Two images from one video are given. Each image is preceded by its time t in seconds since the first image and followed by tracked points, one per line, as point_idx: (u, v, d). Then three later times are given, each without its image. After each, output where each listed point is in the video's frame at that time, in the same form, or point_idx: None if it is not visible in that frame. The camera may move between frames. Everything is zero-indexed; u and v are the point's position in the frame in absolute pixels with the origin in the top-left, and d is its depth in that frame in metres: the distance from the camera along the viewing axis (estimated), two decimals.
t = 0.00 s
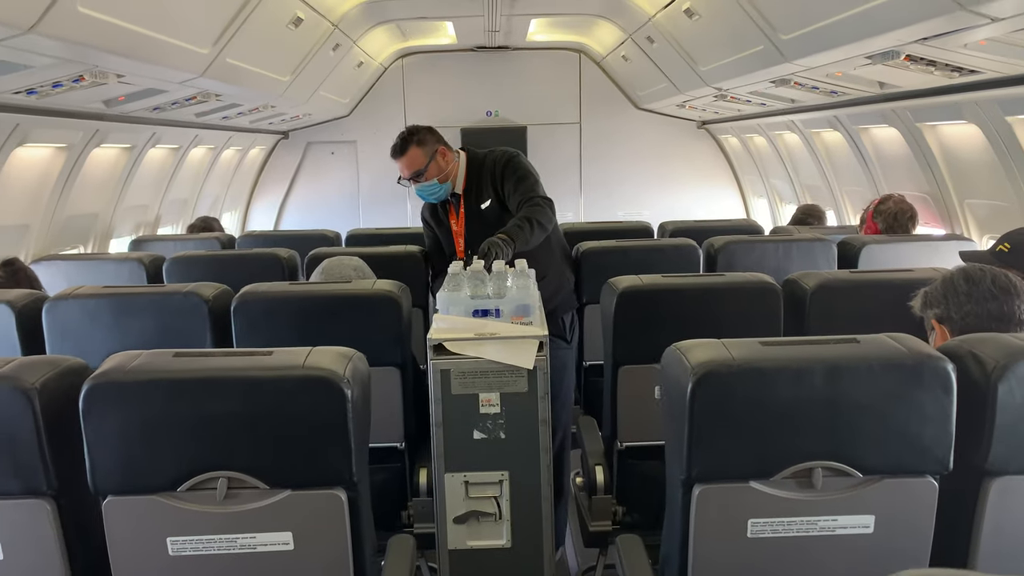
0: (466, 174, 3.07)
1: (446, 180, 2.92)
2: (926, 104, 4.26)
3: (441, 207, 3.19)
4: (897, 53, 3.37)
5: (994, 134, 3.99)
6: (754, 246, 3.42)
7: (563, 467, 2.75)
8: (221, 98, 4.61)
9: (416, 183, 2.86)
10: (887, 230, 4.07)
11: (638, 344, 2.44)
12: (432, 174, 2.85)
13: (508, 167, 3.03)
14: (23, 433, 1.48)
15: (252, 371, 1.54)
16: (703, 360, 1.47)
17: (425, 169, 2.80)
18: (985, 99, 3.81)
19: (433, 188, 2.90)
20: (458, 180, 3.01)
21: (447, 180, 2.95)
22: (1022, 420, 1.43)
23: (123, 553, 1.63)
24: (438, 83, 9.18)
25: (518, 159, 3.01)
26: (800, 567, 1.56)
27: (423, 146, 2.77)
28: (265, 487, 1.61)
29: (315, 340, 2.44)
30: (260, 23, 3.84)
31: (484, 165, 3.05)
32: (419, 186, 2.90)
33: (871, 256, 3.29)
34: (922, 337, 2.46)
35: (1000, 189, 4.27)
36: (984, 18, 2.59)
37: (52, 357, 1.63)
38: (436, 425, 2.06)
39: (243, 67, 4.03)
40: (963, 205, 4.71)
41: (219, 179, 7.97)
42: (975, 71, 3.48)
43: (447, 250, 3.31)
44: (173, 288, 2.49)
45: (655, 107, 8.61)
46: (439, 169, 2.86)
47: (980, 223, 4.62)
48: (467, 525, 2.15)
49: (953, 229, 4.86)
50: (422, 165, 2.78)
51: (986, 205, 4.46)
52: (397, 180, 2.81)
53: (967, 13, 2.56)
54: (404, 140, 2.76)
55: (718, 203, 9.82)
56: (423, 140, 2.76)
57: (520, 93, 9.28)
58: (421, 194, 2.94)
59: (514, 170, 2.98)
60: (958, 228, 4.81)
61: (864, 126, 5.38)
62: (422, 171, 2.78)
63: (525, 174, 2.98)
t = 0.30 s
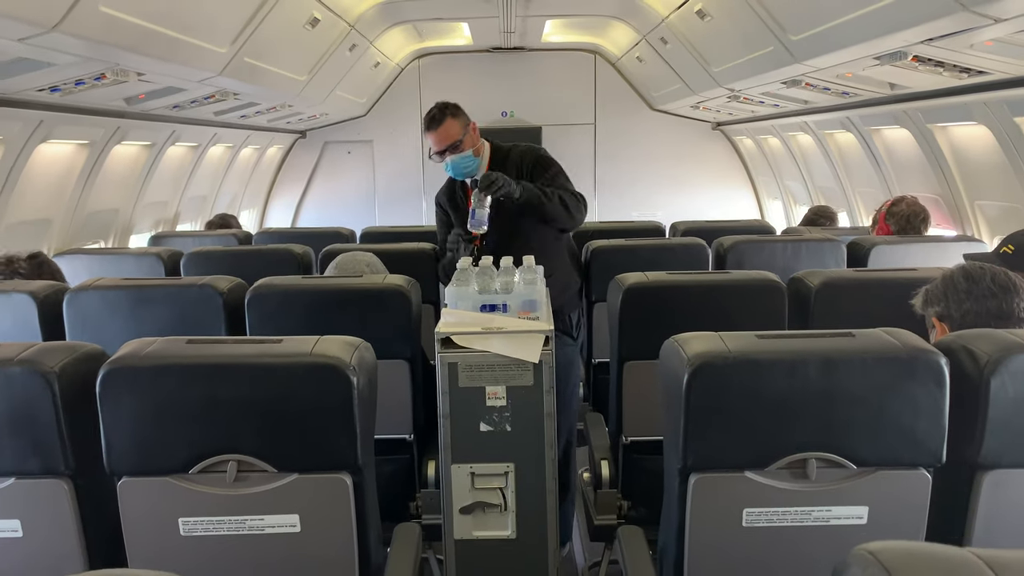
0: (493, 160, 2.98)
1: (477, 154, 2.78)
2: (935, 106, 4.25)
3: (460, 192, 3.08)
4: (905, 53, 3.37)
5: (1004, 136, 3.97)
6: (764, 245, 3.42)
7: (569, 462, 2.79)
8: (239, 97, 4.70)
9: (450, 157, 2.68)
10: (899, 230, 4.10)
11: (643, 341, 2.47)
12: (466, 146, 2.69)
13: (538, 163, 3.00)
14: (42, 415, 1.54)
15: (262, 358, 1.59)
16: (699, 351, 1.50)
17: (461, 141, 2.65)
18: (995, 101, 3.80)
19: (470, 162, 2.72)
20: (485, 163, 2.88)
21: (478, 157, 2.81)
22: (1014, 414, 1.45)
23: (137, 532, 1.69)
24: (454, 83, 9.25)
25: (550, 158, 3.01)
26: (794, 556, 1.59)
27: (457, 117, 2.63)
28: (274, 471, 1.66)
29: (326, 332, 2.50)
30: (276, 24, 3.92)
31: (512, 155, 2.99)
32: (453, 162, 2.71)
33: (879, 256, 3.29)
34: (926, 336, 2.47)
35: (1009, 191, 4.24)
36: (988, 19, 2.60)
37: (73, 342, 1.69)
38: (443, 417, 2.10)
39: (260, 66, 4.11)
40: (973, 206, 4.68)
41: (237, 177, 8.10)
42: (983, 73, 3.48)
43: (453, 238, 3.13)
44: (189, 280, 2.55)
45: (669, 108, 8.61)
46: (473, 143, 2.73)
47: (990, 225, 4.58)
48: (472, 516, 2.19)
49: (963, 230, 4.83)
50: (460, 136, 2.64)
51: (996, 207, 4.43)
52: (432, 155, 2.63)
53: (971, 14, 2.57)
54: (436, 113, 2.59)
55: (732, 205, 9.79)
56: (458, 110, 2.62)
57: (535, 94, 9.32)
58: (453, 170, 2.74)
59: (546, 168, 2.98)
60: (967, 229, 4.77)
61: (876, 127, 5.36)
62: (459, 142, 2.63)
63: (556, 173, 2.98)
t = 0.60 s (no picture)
0: (532, 149, 3.00)
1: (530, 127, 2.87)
2: (941, 103, 4.24)
3: (492, 169, 3.14)
4: (909, 51, 3.37)
5: (1009, 134, 3.97)
6: (769, 242, 3.44)
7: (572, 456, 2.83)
8: (250, 94, 4.76)
9: (504, 122, 2.77)
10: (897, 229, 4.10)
11: (647, 335, 2.50)
12: (521, 116, 2.79)
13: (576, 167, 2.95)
14: (59, 403, 1.58)
15: (270, 349, 1.63)
16: (698, 344, 1.53)
17: (518, 108, 2.74)
18: (1000, 99, 3.79)
19: (521, 130, 2.82)
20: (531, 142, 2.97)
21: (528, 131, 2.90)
22: (1010, 408, 1.47)
23: (150, 518, 1.74)
24: (464, 81, 9.28)
25: (584, 165, 2.93)
26: (790, 546, 1.62)
27: (518, 86, 2.74)
28: (282, 459, 1.70)
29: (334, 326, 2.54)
30: (286, 22, 3.97)
31: (550, 150, 2.99)
32: (506, 129, 2.82)
33: (884, 253, 3.29)
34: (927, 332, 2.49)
35: (1015, 188, 4.23)
36: (991, 17, 2.61)
37: (87, 333, 1.72)
38: (449, 409, 2.14)
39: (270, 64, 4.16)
40: (980, 204, 4.67)
41: (248, 173, 8.18)
42: (987, 70, 3.48)
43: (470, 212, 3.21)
44: (201, 275, 2.60)
45: (678, 106, 8.61)
46: (528, 114, 2.83)
47: (996, 223, 4.57)
48: (478, 507, 2.23)
49: (970, 228, 4.82)
50: (518, 103, 2.73)
51: (1002, 205, 4.42)
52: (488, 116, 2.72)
53: (973, 12, 2.58)
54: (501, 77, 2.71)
55: (741, 202, 9.78)
56: (519, 80, 2.74)
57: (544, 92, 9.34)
58: (505, 136, 2.83)
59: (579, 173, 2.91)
60: (974, 226, 4.76)
61: (883, 125, 5.34)
62: (517, 108, 2.72)
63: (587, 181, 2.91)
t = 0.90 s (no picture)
0: (547, 145, 3.01)
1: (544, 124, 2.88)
2: (943, 100, 4.25)
3: (505, 163, 3.14)
4: (911, 48, 3.38)
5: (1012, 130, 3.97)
6: (771, 239, 3.46)
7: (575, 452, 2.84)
8: (254, 92, 4.77)
9: (515, 118, 2.79)
10: (897, 226, 4.10)
11: (649, 332, 2.52)
12: (534, 112, 2.81)
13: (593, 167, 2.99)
14: (68, 399, 1.60)
15: (277, 344, 1.65)
16: (702, 340, 1.54)
17: (530, 104, 2.76)
18: (1002, 96, 3.80)
19: (534, 126, 2.83)
20: (544, 138, 2.98)
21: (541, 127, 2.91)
22: (1011, 402, 1.48)
23: (158, 512, 1.75)
24: (466, 78, 9.29)
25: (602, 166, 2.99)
26: (792, 540, 1.63)
27: (531, 82, 2.75)
28: (289, 454, 1.72)
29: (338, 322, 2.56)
30: (290, 20, 3.98)
31: (565, 148, 3.01)
32: (517, 124, 2.83)
33: (886, 249, 3.31)
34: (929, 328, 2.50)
35: (1017, 185, 4.24)
36: (993, 14, 2.62)
37: (95, 329, 1.74)
38: (453, 404, 2.15)
39: (274, 61, 4.18)
40: (981, 200, 4.68)
41: (251, 171, 8.19)
42: (989, 67, 3.49)
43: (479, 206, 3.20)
44: (206, 271, 2.62)
45: (680, 102, 8.62)
46: (541, 110, 2.84)
47: (997, 219, 4.58)
48: (482, 502, 2.24)
49: (971, 225, 4.83)
50: (530, 99, 2.75)
51: (1004, 201, 4.43)
52: (500, 111, 2.74)
53: (974, 9, 2.59)
54: (514, 72, 2.72)
55: (742, 199, 9.78)
56: (532, 76, 2.75)
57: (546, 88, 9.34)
58: (516, 132, 2.85)
59: (596, 175, 2.95)
60: (975, 223, 4.77)
61: (885, 121, 5.35)
62: (529, 103, 2.74)
63: (604, 183, 2.95)
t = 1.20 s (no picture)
0: (533, 148, 3.04)
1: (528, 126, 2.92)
2: (916, 102, 4.35)
3: (493, 166, 3.18)
4: (885, 52, 3.46)
5: (983, 131, 4.08)
6: (751, 239, 3.52)
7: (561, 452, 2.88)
8: (236, 95, 4.75)
9: (499, 120, 2.83)
10: (880, 226, 4.18)
11: (633, 332, 2.56)
12: (517, 114, 2.85)
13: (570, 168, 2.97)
14: (57, 405, 1.60)
15: (268, 349, 1.66)
16: (686, 339, 1.58)
17: (513, 106, 2.80)
18: (974, 98, 3.90)
19: (517, 128, 2.87)
20: (530, 140, 3.02)
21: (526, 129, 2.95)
22: (985, 397, 1.54)
23: (148, 516, 1.76)
24: (447, 80, 9.30)
25: (580, 167, 2.96)
26: (774, 533, 1.68)
27: (513, 85, 2.79)
28: (279, 457, 1.73)
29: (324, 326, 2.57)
30: (272, 24, 3.97)
31: (550, 149, 3.02)
32: (500, 127, 2.88)
33: (863, 249, 3.38)
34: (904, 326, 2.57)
35: (989, 185, 4.35)
36: (964, 20, 2.69)
37: (83, 335, 1.74)
38: (440, 407, 2.17)
39: (256, 65, 4.16)
40: (954, 200, 4.79)
41: (232, 173, 8.13)
42: (960, 70, 3.58)
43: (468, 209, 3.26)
44: (191, 276, 2.61)
45: (660, 104, 8.70)
46: (524, 112, 2.88)
47: (970, 219, 4.70)
48: (469, 502, 2.27)
49: (945, 224, 4.95)
50: (512, 102, 2.79)
51: (976, 201, 4.55)
52: (484, 114, 2.79)
53: (946, 15, 2.66)
54: (497, 75, 2.77)
55: (721, 199, 9.90)
56: (515, 78, 2.79)
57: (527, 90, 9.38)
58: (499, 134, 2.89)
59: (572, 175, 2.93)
60: (949, 222, 4.89)
61: (861, 123, 5.45)
62: (511, 105, 2.78)
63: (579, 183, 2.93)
